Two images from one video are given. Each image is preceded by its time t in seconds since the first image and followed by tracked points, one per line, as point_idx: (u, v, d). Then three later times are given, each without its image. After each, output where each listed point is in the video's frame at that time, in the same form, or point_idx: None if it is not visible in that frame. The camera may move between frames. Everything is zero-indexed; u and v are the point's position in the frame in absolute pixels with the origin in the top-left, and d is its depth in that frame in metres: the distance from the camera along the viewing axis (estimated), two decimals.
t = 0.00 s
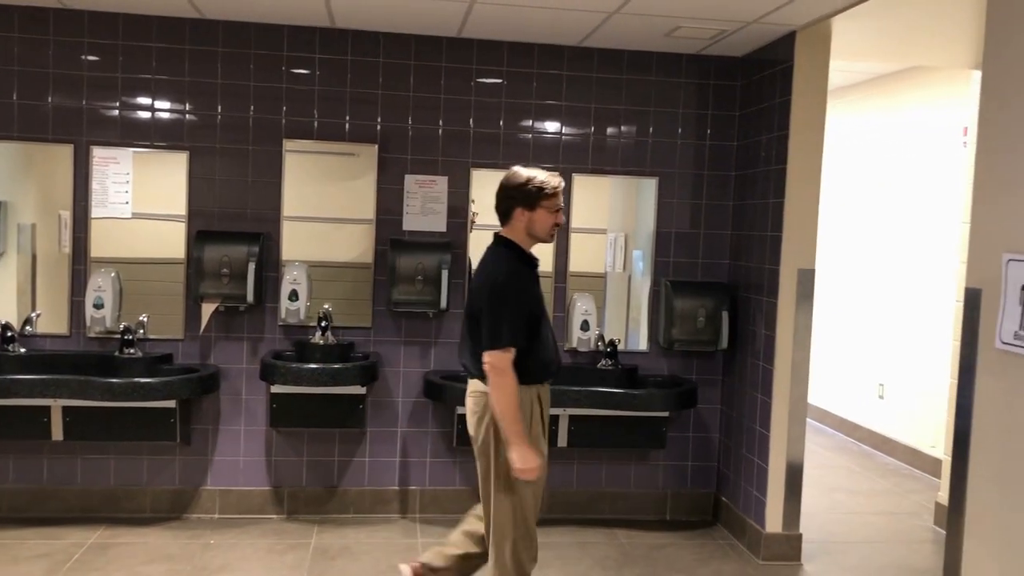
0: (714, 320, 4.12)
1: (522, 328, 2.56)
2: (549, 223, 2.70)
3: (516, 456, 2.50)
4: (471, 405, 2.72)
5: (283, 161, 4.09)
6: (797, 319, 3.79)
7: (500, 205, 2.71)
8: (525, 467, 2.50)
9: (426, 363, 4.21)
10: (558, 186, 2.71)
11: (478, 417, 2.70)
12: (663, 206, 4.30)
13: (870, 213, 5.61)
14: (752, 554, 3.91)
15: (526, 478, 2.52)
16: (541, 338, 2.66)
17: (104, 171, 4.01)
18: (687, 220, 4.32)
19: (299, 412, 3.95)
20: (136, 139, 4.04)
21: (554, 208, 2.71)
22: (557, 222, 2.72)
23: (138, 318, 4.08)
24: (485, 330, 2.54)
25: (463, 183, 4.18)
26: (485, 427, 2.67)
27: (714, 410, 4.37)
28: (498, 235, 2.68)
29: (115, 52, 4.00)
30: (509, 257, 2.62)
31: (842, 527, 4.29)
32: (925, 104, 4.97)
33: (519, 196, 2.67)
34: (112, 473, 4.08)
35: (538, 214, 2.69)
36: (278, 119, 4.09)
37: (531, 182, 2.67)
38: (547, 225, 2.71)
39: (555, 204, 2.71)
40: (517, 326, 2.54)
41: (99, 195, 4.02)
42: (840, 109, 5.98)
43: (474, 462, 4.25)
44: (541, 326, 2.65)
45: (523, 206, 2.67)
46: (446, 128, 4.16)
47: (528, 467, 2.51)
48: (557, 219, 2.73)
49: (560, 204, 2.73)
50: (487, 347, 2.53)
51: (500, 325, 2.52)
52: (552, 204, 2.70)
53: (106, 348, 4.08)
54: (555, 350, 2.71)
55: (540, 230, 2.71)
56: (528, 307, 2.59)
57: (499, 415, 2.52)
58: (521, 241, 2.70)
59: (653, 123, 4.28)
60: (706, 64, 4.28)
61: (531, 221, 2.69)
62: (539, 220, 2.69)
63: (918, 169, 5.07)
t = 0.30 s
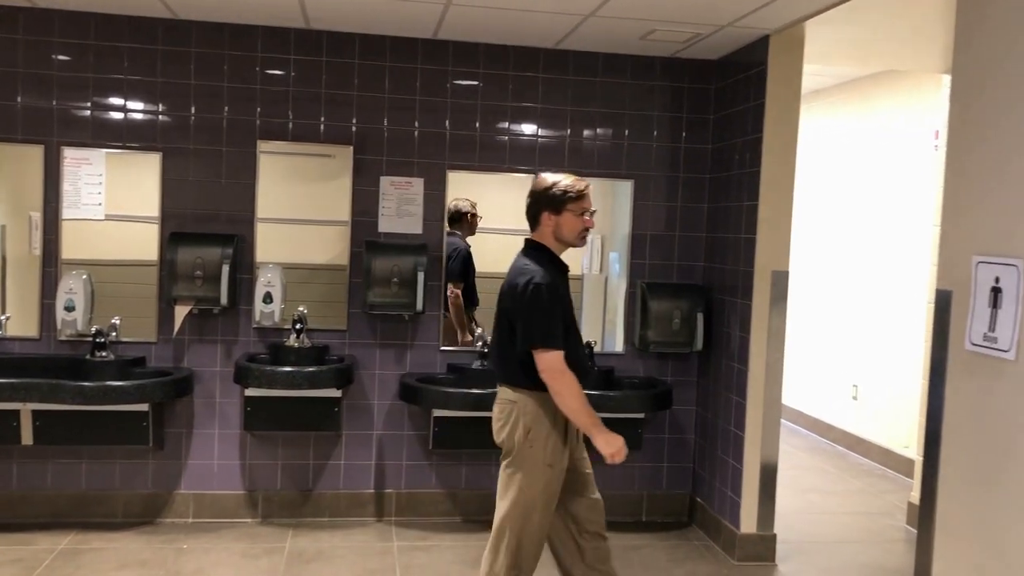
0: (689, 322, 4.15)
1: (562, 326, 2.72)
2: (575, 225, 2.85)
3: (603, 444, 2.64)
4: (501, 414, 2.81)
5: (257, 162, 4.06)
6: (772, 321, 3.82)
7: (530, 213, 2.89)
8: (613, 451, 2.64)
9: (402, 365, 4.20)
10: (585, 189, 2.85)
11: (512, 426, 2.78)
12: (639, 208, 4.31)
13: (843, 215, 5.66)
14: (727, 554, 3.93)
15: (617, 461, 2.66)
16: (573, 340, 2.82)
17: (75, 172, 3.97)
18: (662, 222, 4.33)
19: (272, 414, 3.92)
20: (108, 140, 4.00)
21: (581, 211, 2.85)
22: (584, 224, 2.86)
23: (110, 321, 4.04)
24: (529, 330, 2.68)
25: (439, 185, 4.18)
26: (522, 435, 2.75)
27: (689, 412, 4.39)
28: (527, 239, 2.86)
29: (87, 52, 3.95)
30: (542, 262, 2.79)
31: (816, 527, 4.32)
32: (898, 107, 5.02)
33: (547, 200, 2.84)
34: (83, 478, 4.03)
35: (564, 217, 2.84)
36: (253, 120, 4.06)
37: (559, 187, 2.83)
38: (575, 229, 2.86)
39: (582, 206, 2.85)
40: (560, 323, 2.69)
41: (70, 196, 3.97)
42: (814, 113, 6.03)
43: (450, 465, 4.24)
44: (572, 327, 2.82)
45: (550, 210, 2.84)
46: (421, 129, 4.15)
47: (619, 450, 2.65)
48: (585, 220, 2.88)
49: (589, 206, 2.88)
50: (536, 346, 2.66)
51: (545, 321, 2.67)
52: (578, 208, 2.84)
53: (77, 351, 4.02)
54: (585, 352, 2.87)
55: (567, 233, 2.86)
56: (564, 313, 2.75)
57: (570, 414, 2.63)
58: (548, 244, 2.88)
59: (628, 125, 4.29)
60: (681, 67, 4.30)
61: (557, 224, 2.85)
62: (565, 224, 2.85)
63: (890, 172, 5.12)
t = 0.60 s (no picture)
0: (657, 321, 4.17)
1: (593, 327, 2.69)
2: (607, 228, 2.83)
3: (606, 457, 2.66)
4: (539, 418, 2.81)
5: (223, 160, 4.02)
6: (739, 319, 3.85)
7: (563, 216, 2.89)
8: (613, 468, 2.66)
9: (371, 365, 4.17)
10: (617, 190, 2.82)
11: (548, 431, 2.78)
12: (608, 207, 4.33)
13: (809, 215, 5.71)
14: (695, 551, 3.96)
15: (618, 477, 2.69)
16: (608, 341, 2.78)
17: (37, 171, 3.90)
18: (631, 222, 4.35)
19: (239, 416, 3.88)
20: (70, 138, 3.93)
21: (613, 214, 2.83)
22: (616, 227, 2.84)
23: (73, 321, 3.98)
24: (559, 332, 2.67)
25: (407, 184, 4.16)
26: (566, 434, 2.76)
27: (658, 410, 4.41)
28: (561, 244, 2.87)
29: (48, 49, 3.89)
30: (574, 262, 2.77)
31: (782, 524, 4.37)
32: (864, 108, 5.07)
33: (578, 203, 2.83)
34: (46, 481, 3.97)
35: (595, 221, 2.82)
36: (219, 118, 4.02)
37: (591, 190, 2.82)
38: (608, 231, 2.84)
39: (613, 208, 2.83)
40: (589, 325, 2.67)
41: (32, 194, 3.91)
42: (780, 114, 6.09)
43: (419, 465, 4.22)
44: (608, 328, 2.78)
45: (581, 214, 2.83)
46: (390, 128, 4.13)
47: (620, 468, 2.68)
48: (618, 223, 2.85)
49: (621, 209, 2.85)
50: (563, 348, 2.65)
51: (576, 323, 2.65)
52: (610, 211, 2.82)
53: (40, 352, 3.96)
54: (624, 353, 2.82)
55: (600, 235, 2.84)
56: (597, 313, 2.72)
57: (583, 421, 2.66)
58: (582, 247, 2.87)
59: (597, 125, 4.30)
60: (650, 68, 4.32)
61: (588, 228, 2.84)
62: (598, 227, 2.83)
63: (855, 171, 5.18)
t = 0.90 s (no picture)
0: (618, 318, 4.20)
1: (598, 324, 2.66)
2: (622, 225, 2.77)
3: (593, 454, 2.60)
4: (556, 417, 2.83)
5: (180, 157, 3.97)
6: (698, 316, 3.89)
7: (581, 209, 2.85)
8: (601, 463, 2.59)
9: (331, 364, 4.15)
10: (633, 186, 2.75)
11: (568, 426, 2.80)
12: (570, 205, 4.34)
13: (768, 212, 5.77)
14: (655, 546, 3.99)
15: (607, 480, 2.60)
16: (618, 339, 2.74)
17: None
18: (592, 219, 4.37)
19: (197, 416, 3.84)
20: (22, 133, 3.85)
21: (628, 211, 2.76)
22: (632, 224, 2.77)
23: (25, 320, 3.90)
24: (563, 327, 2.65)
25: (368, 181, 4.14)
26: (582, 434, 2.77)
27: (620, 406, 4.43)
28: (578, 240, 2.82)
29: None
30: (585, 256, 2.73)
31: (742, 518, 4.42)
32: (822, 106, 5.13)
33: (592, 197, 2.78)
34: None
35: (609, 217, 2.77)
36: (175, 114, 3.97)
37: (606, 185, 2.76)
38: (623, 229, 2.77)
39: (627, 205, 2.76)
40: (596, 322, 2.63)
41: None
42: (741, 112, 6.15)
43: (380, 463, 4.21)
44: (617, 325, 2.73)
45: (595, 209, 2.78)
46: (350, 125, 4.11)
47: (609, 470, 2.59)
48: (634, 219, 2.78)
49: (637, 205, 2.77)
50: (564, 343, 2.63)
51: (581, 319, 2.61)
52: (624, 207, 2.76)
53: None
54: (634, 353, 2.77)
55: (615, 233, 2.78)
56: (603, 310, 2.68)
57: (571, 412, 2.62)
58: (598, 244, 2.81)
59: (558, 122, 4.31)
60: (610, 66, 4.33)
61: (602, 224, 2.79)
62: (612, 224, 2.77)
63: (813, 169, 5.24)
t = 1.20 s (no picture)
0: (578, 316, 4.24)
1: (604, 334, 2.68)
2: (630, 232, 2.77)
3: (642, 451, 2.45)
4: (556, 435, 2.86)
5: (133, 151, 3.90)
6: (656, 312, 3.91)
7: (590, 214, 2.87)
8: (659, 460, 2.42)
9: (289, 361, 4.11)
10: (643, 195, 2.75)
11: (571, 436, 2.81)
12: (530, 201, 4.34)
13: (726, 209, 5.82)
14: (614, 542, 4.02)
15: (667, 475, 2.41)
16: (623, 344, 2.76)
17: None
18: (552, 216, 4.37)
19: (151, 414, 3.78)
20: None
21: (636, 219, 2.76)
22: (639, 231, 2.77)
23: None
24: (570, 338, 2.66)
25: (326, 176, 4.10)
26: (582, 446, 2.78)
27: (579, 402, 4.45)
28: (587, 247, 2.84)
29: None
30: (591, 263, 2.75)
31: (700, 512, 4.46)
32: (779, 104, 5.19)
33: (600, 203, 2.81)
34: None
35: (616, 225, 2.78)
36: (128, 107, 3.89)
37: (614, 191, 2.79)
38: (630, 237, 2.77)
39: (635, 213, 2.76)
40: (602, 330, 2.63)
41: None
42: (700, 110, 6.19)
43: (339, 461, 4.18)
44: (623, 330, 2.75)
45: (603, 215, 2.80)
46: (308, 120, 4.07)
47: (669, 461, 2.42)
48: (642, 227, 2.78)
49: (646, 212, 2.78)
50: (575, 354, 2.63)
51: (588, 329, 2.63)
52: (632, 215, 2.76)
53: None
54: (638, 361, 2.80)
55: (623, 241, 2.78)
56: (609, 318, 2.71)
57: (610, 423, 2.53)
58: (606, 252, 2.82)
59: (518, 119, 4.30)
60: (570, 62, 4.34)
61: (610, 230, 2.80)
62: (619, 231, 2.77)
63: (770, 167, 5.29)
